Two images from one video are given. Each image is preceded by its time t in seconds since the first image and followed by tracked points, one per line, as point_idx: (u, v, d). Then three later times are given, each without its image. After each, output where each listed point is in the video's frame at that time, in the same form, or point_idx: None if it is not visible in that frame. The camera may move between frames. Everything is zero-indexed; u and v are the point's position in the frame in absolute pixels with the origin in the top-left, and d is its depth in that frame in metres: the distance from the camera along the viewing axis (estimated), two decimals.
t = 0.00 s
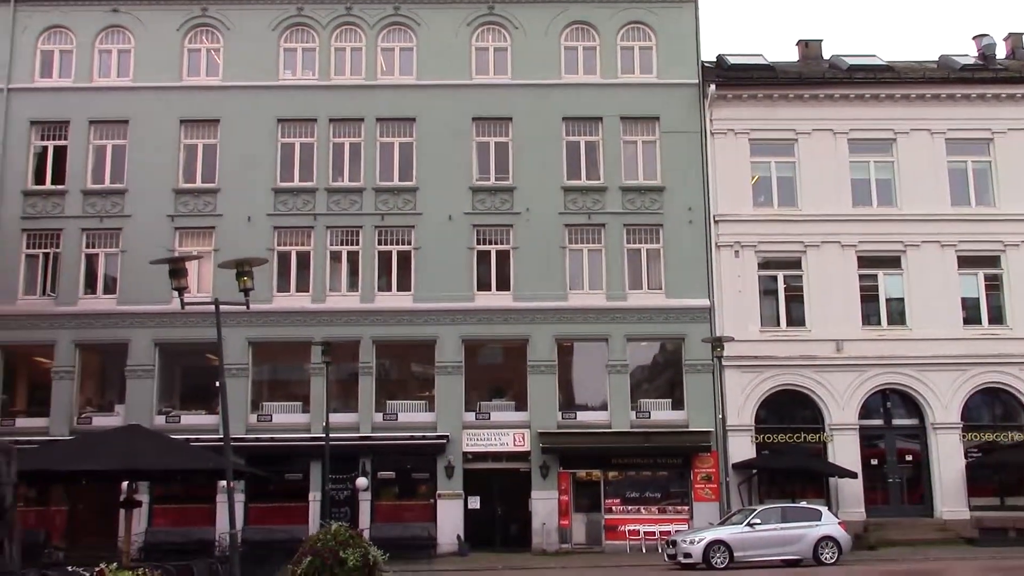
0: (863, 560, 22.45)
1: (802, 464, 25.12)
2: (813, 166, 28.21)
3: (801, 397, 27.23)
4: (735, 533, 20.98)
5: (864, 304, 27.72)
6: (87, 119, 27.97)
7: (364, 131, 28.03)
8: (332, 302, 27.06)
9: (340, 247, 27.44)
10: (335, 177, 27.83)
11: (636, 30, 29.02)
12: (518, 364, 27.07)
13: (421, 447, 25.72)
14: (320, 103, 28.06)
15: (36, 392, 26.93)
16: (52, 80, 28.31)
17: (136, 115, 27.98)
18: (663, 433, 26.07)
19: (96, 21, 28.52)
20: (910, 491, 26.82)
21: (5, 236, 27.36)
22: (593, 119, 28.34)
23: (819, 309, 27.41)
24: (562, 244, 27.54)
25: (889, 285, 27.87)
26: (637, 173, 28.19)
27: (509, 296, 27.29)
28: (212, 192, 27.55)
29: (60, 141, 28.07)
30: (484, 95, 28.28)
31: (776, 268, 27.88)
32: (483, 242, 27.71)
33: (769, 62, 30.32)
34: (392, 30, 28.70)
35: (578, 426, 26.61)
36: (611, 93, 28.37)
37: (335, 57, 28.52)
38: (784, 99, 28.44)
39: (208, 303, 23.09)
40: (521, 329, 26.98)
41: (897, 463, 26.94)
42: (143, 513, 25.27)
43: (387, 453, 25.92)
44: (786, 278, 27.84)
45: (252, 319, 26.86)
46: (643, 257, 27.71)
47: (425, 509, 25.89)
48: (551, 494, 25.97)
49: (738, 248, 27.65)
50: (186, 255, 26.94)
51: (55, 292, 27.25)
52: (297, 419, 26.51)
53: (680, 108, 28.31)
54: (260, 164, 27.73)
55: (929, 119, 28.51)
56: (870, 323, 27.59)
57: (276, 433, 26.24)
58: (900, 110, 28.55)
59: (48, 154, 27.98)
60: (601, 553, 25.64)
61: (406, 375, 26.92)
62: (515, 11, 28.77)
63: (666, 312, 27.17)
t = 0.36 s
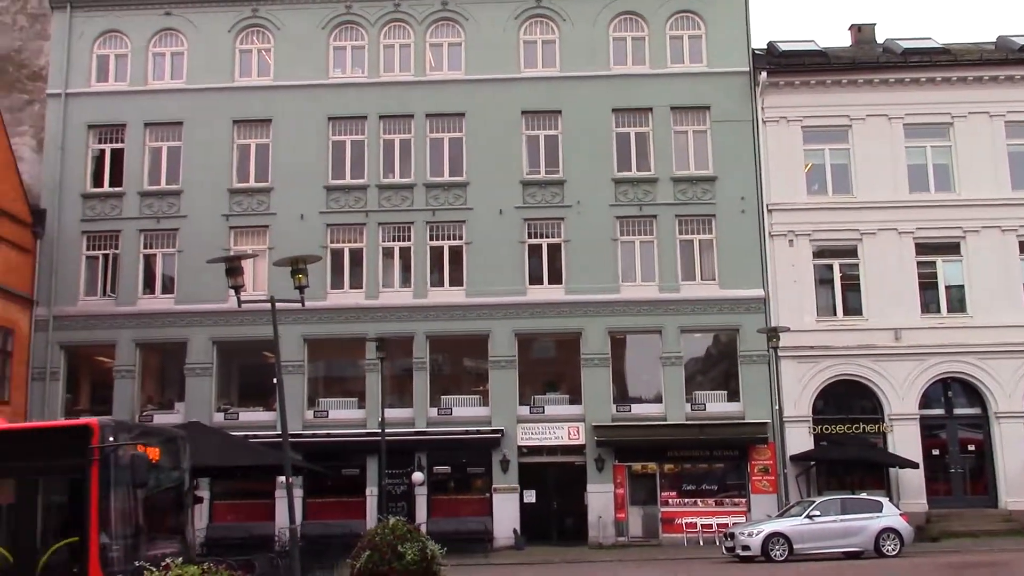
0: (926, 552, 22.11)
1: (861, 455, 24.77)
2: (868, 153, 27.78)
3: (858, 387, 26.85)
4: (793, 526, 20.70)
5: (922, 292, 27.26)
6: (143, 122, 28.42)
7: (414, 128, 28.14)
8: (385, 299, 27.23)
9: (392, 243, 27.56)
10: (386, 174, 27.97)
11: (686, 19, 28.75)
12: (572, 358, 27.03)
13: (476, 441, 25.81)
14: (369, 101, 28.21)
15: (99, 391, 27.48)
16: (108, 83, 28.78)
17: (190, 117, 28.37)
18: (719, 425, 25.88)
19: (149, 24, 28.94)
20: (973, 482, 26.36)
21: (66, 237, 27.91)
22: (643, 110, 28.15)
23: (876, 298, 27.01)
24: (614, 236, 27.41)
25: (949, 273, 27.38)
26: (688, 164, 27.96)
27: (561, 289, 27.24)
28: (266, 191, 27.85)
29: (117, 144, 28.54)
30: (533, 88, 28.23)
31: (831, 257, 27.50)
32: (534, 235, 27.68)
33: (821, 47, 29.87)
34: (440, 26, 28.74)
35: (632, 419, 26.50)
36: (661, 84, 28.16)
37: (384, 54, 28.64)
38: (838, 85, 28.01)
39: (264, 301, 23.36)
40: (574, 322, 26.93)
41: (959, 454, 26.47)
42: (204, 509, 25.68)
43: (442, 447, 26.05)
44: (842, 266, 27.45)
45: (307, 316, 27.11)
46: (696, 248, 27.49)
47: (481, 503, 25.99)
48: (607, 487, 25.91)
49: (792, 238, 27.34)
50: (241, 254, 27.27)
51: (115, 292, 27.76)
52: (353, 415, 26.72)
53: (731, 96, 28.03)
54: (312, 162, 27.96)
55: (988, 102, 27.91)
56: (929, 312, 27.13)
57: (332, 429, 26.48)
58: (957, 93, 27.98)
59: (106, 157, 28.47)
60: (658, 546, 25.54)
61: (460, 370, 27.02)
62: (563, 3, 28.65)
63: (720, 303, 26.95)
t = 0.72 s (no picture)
0: (982, 544, 21.76)
1: (913, 446, 24.47)
2: (916, 139, 27.38)
3: (910, 377, 26.49)
4: (845, 518, 20.47)
5: (974, 280, 26.84)
6: (190, 124, 28.77)
7: (456, 124, 28.20)
8: (431, 294, 27.34)
9: (436, 239, 27.66)
10: (429, 170, 28.06)
11: (728, 7, 28.49)
12: (618, 351, 26.96)
13: (523, 436, 25.84)
14: (412, 98, 28.32)
15: (151, 389, 27.91)
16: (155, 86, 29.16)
17: (235, 118, 28.67)
18: (767, 417, 25.66)
19: (194, 27, 29.28)
20: None
21: (117, 239, 28.34)
22: (686, 100, 27.97)
23: (926, 286, 26.63)
24: (658, 229, 27.28)
25: (1001, 259, 26.94)
26: (732, 154, 27.74)
27: (606, 282, 27.17)
28: (310, 189, 28.08)
29: (164, 146, 28.93)
30: (574, 81, 28.16)
31: (879, 246, 27.15)
32: (577, 229, 27.63)
33: (867, 34, 29.46)
34: (480, 21, 28.76)
35: (679, 412, 26.37)
36: (704, 74, 27.95)
37: (425, 51, 28.72)
38: (884, 71, 27.62)
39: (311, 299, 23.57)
40: (619, 315, 26.85)
41: (1014, 443, 26.04)
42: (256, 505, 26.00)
43: (489, 442, 26.11)
44: (891, 255, 27.09)
45: (353, 313, 27.31)
46: (741, 238, 27.27)
47: (529, 497, 26.02)
48: (655, 480, 25.83)
49: (840, 227, 27.02)
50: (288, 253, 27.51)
51: (164, 292, 28.16)
52: (400, 411, 26.88)
53: (775, 85, 27.74)
54: (356, 161, 28.13)
55: None
56: (981, 299, 26.70)
57: (380, 425, 26.67)
58: (1008, 76, 27.49)
59: (154, 159, 28.87)
60: (707, 539, 25.43)
61: (505, 365, 27.06)
62: None
63: (767, 294, 26.72)
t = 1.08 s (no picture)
0: None
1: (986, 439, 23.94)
2: (986, 124, 26.74)
3: (982, 368, 25.89)
4: (916, 512, 20.08)
5: None
6: (254, 122, 29.20)
7: (516, 117, 28.21)
8: (492, 287, 27.41)
9: (497, 233, 27.72)
10: (489, 164, 28.12)
11: None
12: (680, 343, 26.79)
13: (586, 428, 25.84)
14: (471, 91, 28.39)
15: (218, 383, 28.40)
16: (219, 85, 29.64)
17: (298, 115, 29.02)
18: (835, 409, 25.30)
19: (257, 26, 29.69)
20: None
21: (184, 236, 28.88)
22: (748, 89, 27.63)
23: (998, 275, 26.02)
24: (720, 219, 27.02)
25: None
26: (796, 143, 27.36)
27: (668, 273, 26.98)
28: (372, 184, 28.30)
29: (229, 144, 29.40)
30: (634, 72, 27.99)
31: (948, 234, 26.57)
32: (638, 220, 27.47)
33: (934, 17, 28.80)
34: (539, 14, 28.70)
35: (744, 404, 26.11)
36: (766, 62, 27.57)
37: (484, 45, 28.76)
38: (952, 55, 27.00)
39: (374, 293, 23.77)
40: (682, 307, 26.66)
41: None
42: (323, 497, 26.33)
43: (552, 435, 26.13)
44: (961, 243, 26.50)
45: (415, 307, 27.51)
46: (806, 228, 26.89)
47: (592, 490, 25.99)
48: (720, 473, 25.62)
49: (907, 215, 26.50)
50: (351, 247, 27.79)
51: (231, 287, 28.63)
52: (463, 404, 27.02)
53: (840, 72, 27.27)
54: (417, 156, 28.30)
55: None
56: None
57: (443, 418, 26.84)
58: None
59: (219, 157, 29.35)
60: (773, 532, 25.19)
61: (567, 357, 27.05)
62: None
63: (832, 284, 26.33)
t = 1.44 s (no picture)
0: None
1: None
2: None
3: None
4: (971, 508, 19.72)
5: None
6: (304, 116, 29.47)
7: (564, 109, 28.13)
8: (541, 280, 27.40)
9: (545, 225, 27.70)
10: (537, 156, 28.10)
11: None
12: (730, 336, 26.57)
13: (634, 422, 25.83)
14: (520, 84, 28.36)
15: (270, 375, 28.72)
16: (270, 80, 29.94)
17: (347, 109, 29.21)
18: (887, 404, 24.98)
19: (306, 21, 29.92)
20: None
21: (236, 230, 29.22)
22: (799, 79, 27.27)
23: None
24: (771, 211, 26.72)
25: None
26: (849, 133, 26.97)
27: (718, 265, 26.76)
28: (421, 178, 28.42)
29: (280, 138, 29.69)
30: (684, 63, 27.75)
31: (1006, 225, 26.02)
32: (688, 212, 27.28)
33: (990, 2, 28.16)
34: (587, 5, 28.55)
35: (795, 398, 25.88)
36: (818, 51, 27.17)
37: (532, 37, 28.68)
38: (1010, 42, 26.40)
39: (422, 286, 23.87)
40: (732, 299, 26.44)
41: None
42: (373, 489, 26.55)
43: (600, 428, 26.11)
44: (1019, 234, 25.94)
45: (463, 300, 27.60)
46: (859, 219, 26.50)
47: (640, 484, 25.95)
48: (770, 467, 25.43)
49: (963, 206, 26.00)
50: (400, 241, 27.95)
51: (282, 280, 28.93)
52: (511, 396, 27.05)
53: (894, 61, 26.81)
54: (465, 149, 28.35)
55: None
56: None
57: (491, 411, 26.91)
58: None
59: (270, 151, 29.65)
60: (825, 528, 24.92)
61: (616, 350, 26.97)
62: None
63: (885, 276, 25.94)
